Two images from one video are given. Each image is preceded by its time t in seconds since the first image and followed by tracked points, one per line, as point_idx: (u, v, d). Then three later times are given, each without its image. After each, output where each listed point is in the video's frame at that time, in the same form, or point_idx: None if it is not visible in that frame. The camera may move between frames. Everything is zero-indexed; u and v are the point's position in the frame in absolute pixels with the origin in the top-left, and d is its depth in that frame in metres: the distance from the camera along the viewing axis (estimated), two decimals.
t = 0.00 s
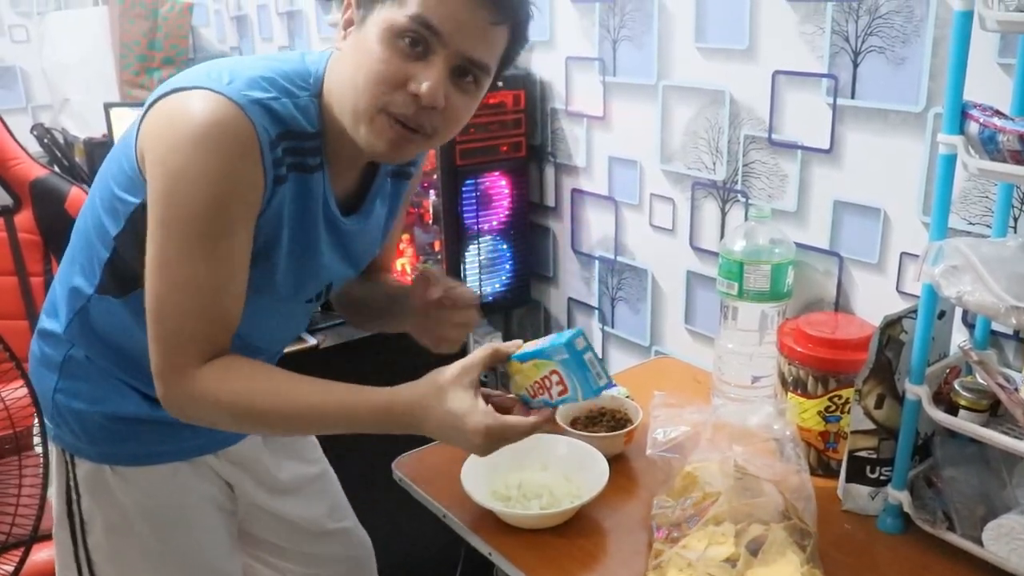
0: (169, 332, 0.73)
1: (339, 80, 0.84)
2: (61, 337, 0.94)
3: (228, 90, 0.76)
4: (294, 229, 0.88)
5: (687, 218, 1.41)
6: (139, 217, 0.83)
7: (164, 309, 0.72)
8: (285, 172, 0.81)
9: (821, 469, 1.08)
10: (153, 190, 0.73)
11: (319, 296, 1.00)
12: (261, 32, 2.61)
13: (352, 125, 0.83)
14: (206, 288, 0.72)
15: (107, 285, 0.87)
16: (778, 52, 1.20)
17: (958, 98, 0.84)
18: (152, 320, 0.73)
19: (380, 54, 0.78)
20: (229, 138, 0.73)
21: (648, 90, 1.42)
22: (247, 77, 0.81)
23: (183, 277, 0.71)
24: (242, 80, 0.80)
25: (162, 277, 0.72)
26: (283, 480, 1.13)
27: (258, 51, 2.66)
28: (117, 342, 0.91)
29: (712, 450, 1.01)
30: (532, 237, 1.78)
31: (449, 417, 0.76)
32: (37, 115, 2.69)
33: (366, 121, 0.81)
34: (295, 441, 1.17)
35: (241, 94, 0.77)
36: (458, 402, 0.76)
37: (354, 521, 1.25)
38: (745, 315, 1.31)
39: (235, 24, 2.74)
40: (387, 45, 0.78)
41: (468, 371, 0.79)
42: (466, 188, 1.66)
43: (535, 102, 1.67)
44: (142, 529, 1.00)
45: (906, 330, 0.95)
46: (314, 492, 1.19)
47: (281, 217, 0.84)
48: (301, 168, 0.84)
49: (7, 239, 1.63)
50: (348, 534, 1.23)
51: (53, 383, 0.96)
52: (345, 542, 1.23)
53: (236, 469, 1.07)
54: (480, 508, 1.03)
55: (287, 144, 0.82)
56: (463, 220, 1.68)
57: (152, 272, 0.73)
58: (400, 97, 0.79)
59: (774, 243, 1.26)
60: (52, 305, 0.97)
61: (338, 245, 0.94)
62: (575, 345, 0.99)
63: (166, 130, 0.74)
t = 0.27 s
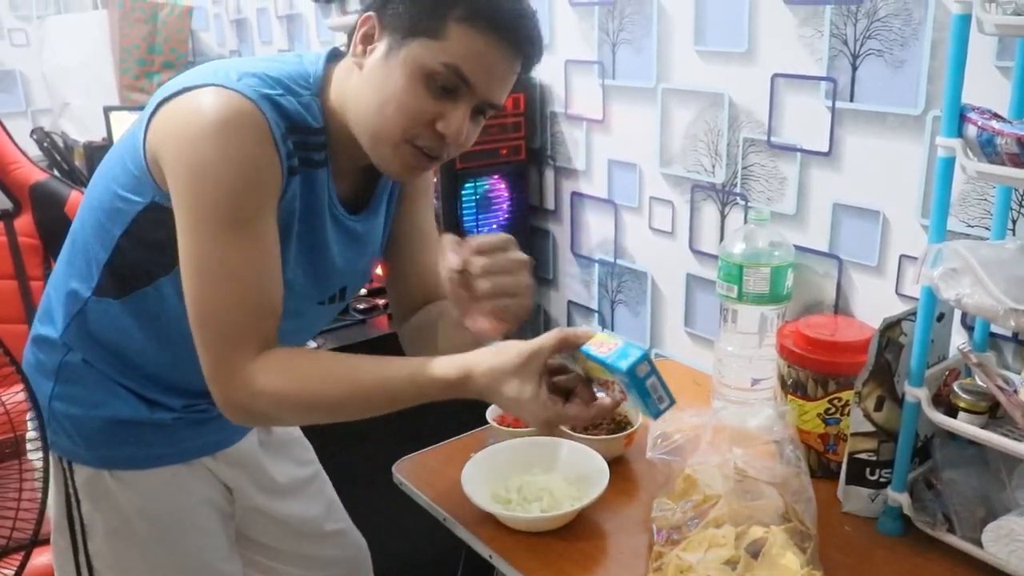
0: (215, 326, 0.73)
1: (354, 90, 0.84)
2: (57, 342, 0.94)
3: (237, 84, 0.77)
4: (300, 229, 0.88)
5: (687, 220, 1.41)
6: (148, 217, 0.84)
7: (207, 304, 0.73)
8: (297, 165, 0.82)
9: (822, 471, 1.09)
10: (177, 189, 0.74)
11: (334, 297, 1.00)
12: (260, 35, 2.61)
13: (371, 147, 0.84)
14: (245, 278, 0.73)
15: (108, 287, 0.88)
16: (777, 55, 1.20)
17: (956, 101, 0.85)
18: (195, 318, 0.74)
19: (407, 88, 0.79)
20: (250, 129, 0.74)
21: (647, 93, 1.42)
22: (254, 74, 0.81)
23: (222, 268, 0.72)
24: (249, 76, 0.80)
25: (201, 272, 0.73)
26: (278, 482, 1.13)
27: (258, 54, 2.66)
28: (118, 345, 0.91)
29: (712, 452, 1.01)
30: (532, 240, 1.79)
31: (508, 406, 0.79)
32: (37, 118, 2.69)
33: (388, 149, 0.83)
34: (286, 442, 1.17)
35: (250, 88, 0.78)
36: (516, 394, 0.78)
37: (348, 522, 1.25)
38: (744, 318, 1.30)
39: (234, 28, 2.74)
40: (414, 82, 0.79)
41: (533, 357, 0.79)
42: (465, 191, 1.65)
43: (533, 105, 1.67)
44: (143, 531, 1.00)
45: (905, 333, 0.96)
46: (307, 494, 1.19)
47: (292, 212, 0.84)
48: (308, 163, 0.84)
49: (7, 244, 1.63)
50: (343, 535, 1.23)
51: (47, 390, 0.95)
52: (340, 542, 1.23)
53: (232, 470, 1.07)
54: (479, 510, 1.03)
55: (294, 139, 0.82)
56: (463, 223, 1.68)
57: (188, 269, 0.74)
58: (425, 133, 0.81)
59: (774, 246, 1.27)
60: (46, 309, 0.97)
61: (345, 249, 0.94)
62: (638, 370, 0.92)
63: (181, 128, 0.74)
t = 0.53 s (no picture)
0: (210, 329, 0.73)
1: (345, 86, 0.85)
2: (54, 345, 0.94)
3: (237, 87, 0.77)
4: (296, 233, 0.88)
5: (684, 223, 1.41)
6: (145, 221, 0.84)
7: (202, 306, 0.73)
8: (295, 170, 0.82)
9: (818, 473, 1.09)
10: (176, 192, 0.74)
11: (331, 301, 1.00)
12: (259, 38, 2.61)
13: (357, 138, 0.83)
14: (243, 281, 0.73)
15: (103, 290, 0.88)
16: (775, 59, 1.21)
17: (954, 104, 0.85)
18: (190, 320, 0.74)
19: (392, 70, 0.79)
20: (249, 132, 0.74)
21: (645, 96, 1.42)
22: (253, 77, 0.81)
23: (218, 271, 0.72)
24: (248, 80, 0.80)
25: (197, 274, 0.73)
26: (276, 488, 1.13)
27: (256, 57, 2.66)
28: (116, 348, 0.91)
29: (709, 455, 1.01)
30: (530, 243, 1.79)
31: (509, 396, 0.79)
32: (35, 121, 2.66)
33: (371, 136, 0.82)
34: (285, 447, 1.18)
35: (249, 92, 0.78)
36: (520, 381, 0.79)
37: (347, 527, 1.25)
38: (742, 321, 1.31)
39: (233, 30, 2.75)
40: (399, 64, 0.79)
41: (534, 347, 0.80)
42: (463, 194, 1.66)
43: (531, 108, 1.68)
44: (138, 534, 1.00)
45: (903, 336, 0.95)
46: (305, 499, 1.19)
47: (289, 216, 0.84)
48: (306, 167, 0.84)
49: (4, 246, 1.63)
50: (344, 541, 1.23)
51: (44, 393, 0.96)
52: (340, 547, 1.23)
53: (228, 473, 1.07)
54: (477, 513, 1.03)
55: (293, 145, 0.82)
56: (461, 224, 1.68)
57: (184, 271, 0.73)
58: (409, 115, 0.80)
59: (772, 248, 1.27)
60: (42, 312, 0.97)
61: (342, 252, 0.94)
62: (650, 340, 0.87)
63: (181, 129, 0.74)
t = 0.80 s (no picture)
0: (188, 331, 0.73)
1: (334, 84, 0.84)
2: (46, 348, 0.94)
3: (226, 90, 0.77)
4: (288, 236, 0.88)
5: (679, 226, 1.41)
6: (134, 224, 0.83)
7: (182, 309, 0.73)
8: (283, 172, 0.82)
9: (813, 475, 1.09)
10: (160, 192, 0.74)
11: (324, 302, 1.00)
12: (255, 40, 2.61)
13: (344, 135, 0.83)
14: (225, 286, 0.73)
15: (94, 293, 0.87)
16: (769, 62, 1.21)
17: (946, 108, 0.85)
18: (168, 320, 0.74)
19: (376, 66, 0.79)
20: (236, 135, 0.74)
21: (640, 99, 1.42)
22: (242, 79, 0.81)
23: (199, 274, 0.72)
24: (237, 82, 0.80)
25: (178, 277, 0.73)
26: (273, 491, 1.13)
27: (252, 59, 2.66)
28: (109, 351, 0.91)
29: (704, 457, 1.01)
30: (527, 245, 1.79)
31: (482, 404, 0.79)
32: (30, 123, 2.67)
33: (357, 133, 0.82)
34: (283, 452, 1.18)
35: (239, 94, 0.78)
36: (489, 390, 0.79)
37: (344, 531, 1.25)
38: (737, 324, 1.32)
39: (228, 33, 2.74)
40: (384, 60, 0.79)
41: (506, 357, 0.81)
42: (458, 197, 1.65)
43: (526, 110, 1.68)
44: (132, 539, 1.00)
45: (896, 338, 0.96)
46: (303, 504, 1.19)
47: (278, 219, 0.84)
48: (296, 168, 0.84)
49: None
50: (341, 545, 1.23)
51: (38, 396, 0.95)
52: (338, 551, 1.23)
53: (224, 477, 1.07)
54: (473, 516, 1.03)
55: (283, 146, 0.82)
56: (456, 228, 1.68)
57: (165, 273, 0.73)
58: (394, 110, 0.80)
59: (767, 250, 1.26)
60: (37, 314, 0.97)
61: (333, 254, 0.94)
62: (618, 350, 0.88)
63: (169, 131, 0.74)
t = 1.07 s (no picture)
0: (174, 332, 0.73)
1: (324, 84, 0.84)
2: (39, 350, 0.93)
3: (216, 90, 0.77)
4: (280, 237, 0.88)
5: (676, 228, 1.42)
6: (122, 227, 0.84)
7: (168, 309, 0.73)
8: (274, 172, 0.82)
9: (809, 478, 1.09)
10: (146, 195, 0.74)
11: (315, 305, 1.00)
12: (253, 42, 2.61)
13: (334, 129, 0.83)
14: (212, 288, 0.74)
15: (86, 295, 0.87)
16: (766, 66, 1.21)
17: (942, 112, 0.85)
18: (155, 320, 0.74)
19: (365, 57, 0.79)
20: (227, 138, 0.74)
21: (638, 102, 1.43)
22: (232, 79, 0.81)
23: (186, 276, 0.72)
24: (227, 82, 0.80)
25: (165, 277, 0.73)
26: (269, 494, 1.13)
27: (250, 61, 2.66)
28: (103, 353, 0.91)
29: (701, 460, 1.01)
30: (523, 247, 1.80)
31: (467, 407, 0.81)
32: (27, 125, 2.63)
33: (348, 125, 0.81)
34: (279, 456, 1.18)
35: (229, 95, 0.78)
36: (474, 391, 0.81)
37: (341, 534, 1.25)
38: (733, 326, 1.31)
39: (226, 35, 2.74)
40: (374, 51, 0.79)
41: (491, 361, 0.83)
42: (456, 199, 1.65)
43: (524, 113, 1.68)
44: (123, 542, 1.00)
45: (892, 341, 0.96)
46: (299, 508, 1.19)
47: (270, 220, 0.84)
48: (287, 168, 0.84)
49: None
50: (338, 549, 1.23)
51: (31, 397, 0.95)
52: (335, 555, 1.22)
53: (218, 483, 1.07)
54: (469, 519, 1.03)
55: (273, 146, 0.82)
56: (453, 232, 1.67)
57: (153, 273, 0.73)
58: (385, 101, 0.80)
59: (763, 254, 1.28)
60: (30, 315, 0.97)
61: (326, 256, 0.94)
62: (602, 345, 0.89)
63: (159, 131, 0.74)
